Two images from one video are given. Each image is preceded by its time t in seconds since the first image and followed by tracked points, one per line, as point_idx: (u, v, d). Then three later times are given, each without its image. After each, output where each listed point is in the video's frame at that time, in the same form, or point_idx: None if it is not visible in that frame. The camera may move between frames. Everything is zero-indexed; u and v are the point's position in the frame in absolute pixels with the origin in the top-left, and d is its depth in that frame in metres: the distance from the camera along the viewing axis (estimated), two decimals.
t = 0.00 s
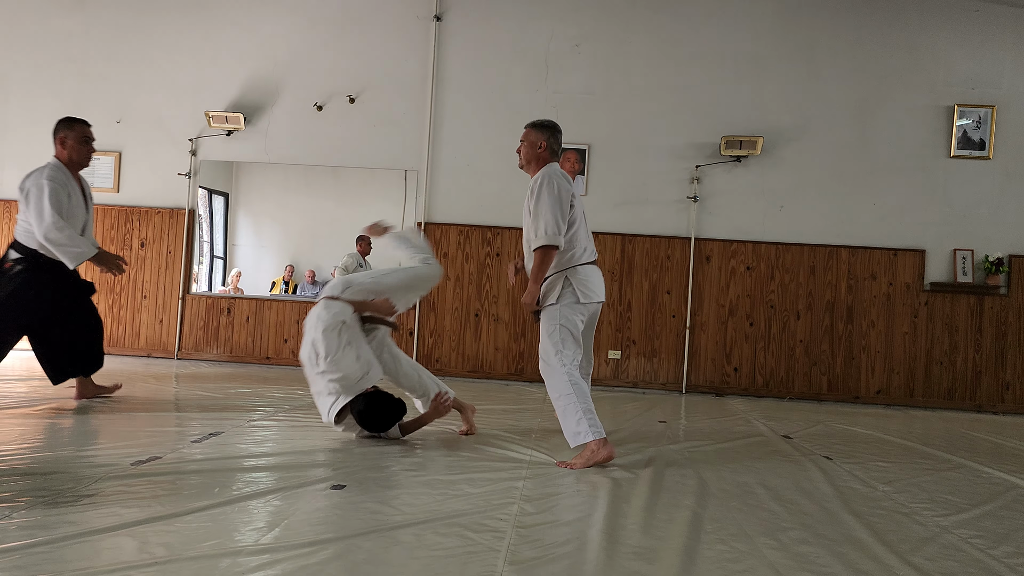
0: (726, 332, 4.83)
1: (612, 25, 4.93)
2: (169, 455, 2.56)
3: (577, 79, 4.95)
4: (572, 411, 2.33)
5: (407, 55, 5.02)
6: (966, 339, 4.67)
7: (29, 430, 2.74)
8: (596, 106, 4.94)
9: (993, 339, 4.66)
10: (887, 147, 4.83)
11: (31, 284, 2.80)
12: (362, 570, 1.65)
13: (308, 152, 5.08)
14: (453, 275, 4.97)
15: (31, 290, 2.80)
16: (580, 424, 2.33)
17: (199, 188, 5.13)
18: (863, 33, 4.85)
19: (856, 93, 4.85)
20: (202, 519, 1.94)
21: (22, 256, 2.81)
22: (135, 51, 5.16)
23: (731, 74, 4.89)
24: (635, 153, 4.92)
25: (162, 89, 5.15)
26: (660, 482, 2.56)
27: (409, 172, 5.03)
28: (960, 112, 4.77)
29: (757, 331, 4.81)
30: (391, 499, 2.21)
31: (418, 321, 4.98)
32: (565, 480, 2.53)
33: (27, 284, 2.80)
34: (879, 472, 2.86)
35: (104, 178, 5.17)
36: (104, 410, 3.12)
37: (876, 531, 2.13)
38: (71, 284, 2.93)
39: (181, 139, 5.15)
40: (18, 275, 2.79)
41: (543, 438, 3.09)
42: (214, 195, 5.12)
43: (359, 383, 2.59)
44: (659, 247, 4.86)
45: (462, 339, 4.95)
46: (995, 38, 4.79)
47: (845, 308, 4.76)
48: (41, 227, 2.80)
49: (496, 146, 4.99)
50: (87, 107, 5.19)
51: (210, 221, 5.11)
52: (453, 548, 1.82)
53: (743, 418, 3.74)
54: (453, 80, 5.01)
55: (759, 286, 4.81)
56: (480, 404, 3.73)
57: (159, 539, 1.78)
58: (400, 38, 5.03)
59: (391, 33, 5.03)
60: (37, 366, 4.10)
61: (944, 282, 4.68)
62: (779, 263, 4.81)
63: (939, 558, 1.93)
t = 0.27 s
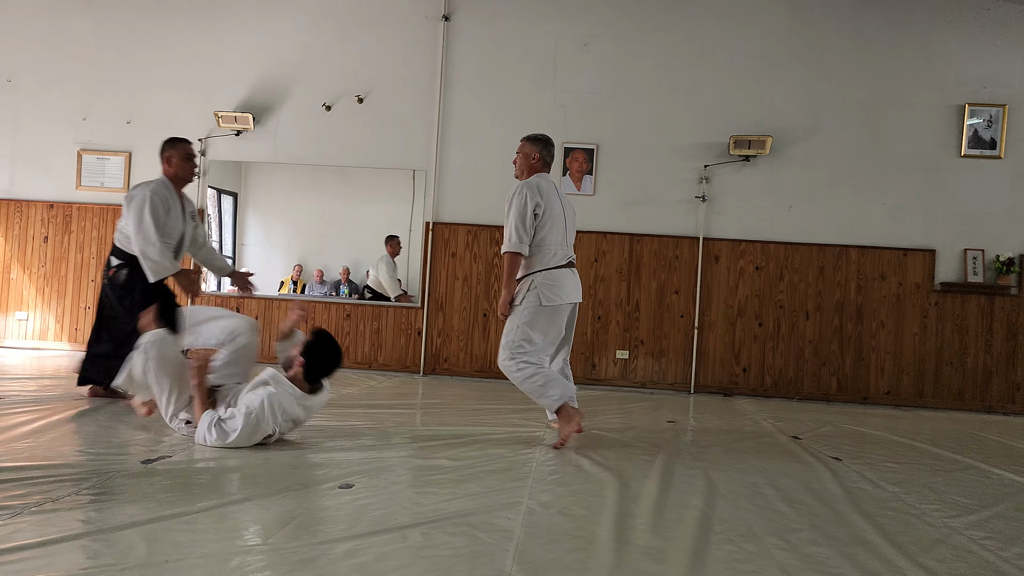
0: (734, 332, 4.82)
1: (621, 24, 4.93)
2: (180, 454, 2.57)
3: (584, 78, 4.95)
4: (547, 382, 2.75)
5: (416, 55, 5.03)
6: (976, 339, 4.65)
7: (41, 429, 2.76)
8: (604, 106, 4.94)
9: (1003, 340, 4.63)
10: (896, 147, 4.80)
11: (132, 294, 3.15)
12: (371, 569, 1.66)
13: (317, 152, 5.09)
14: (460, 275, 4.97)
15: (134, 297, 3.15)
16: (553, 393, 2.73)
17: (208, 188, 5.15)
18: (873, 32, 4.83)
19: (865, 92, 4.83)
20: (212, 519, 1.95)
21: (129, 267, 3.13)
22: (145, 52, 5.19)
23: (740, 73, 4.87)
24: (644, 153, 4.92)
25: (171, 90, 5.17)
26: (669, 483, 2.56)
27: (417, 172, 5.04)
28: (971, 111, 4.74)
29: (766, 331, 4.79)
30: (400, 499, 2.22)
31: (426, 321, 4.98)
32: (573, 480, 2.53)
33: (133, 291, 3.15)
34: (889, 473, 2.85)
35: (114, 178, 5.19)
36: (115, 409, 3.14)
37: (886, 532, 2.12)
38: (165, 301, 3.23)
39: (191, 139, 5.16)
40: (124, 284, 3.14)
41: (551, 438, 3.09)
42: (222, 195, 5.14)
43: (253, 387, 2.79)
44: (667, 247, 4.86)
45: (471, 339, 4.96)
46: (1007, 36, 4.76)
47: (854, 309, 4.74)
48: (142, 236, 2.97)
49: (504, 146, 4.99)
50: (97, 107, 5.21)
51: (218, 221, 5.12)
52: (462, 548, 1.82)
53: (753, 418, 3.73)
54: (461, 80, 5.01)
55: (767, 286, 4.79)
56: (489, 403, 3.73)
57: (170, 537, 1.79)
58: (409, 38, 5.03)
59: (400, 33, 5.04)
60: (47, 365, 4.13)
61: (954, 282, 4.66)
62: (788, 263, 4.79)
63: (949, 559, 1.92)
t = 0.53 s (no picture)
0: (738, 332, 4.81)
1: (624, 24, 4.92)
2: (183, 453, 2.56)
3: (588, 78, 4.94)
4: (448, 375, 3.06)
5: (420, 55, 5.03)
6: (981, 340, 4.64)
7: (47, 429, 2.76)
8: (608, 106, 4.93)
9: (1008, 340, 4.62)
10: (900, 146, 4.79)
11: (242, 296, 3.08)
12: (376, 569, 1.66)
13: (321, 152, 5.09)
14: (464, 275, 4.97)
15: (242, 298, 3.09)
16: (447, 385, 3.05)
17: (211, 187, 5.15)
18: (878, 31, 4.82)
19: (870, 91, 4.82)
20: (216, 518, 1.95)
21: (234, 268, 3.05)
22: (149, 52, 5.19)
23: (743, 73, 4.87)
24: (647, 153, 4.91)
25: (176, 90, 5.18)
26: (673, 483, 2.56)
27: (421, 172, 5.04)
28: (975, 110, 4.74)
29: (770, 331, 4.79)
30: (404, 498, 2.21)
31: (430, 320, 4.98)
32: (578, 480, 2.53)
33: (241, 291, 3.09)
34: (894, 472, 2.84)
35: (118, 178, 5.20)
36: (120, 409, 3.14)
37: (891, 533, 2.12)
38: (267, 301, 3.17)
39: (195, 139, 5.17)
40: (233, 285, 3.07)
41: (556, 438, 3.09)
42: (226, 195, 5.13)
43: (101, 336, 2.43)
44: (671, 246, 4.85)
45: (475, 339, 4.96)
46: (1012, 36, 4.75)
47: (859, 309, 4.73)
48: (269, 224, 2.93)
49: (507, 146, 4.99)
50: (102, 107, 5.22)
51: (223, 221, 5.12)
52: (466, 548, 1.82)
53: (757, 418, 3.73)
54: (464, 79, 5.01)
55: (772, 286, 4.79)
56: (493, 403, 3.74)
57: (174, 537, 1.79)
58: (413, 38, 5.03)
59: (403, 32, 5.04)
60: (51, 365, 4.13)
61: (959, 282, 4.65)
62: (792, 263, 4.78)
63: (954, 560, 1.92)
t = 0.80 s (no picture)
0: (738, 332, 4.81)
1: (624, 24, 4.93)
2: (182, 453, 2.56)
3: (588, 78, 4.94)
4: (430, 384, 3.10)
5: (420, 55, 5.02)
6: (981, 340, 4.64)
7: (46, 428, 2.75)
8: (608, 106, 4.93)
9: (1008, 340, 4.62)
10: (900, 147, 4.79)
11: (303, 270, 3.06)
12: (375, 569, 1.65)
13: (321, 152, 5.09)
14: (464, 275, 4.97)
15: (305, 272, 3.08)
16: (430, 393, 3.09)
17: (211, 187, 5.15)
18: (878, 31, 4.82)
19: (869, 92, 4.82)
20: (215, 518, 1.95)
21: (311, 241, 3.08)
22: (149, 52, 5.19)
23: (743, 73, 4.87)
24: (647, 153, 4.91)
25: (176, 90, 5.18)
26: (673, 483, 2.55)
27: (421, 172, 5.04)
28: (975, 111, 4.74)
29: (771, 332, 4.78)
30: (403, 498, 2.21)
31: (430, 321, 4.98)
32: (578, 480, 2.52)
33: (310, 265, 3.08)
34: (894, 473, 2.84)
35: (118, 178, 5.20)
36: (119, 408, 3.14)
37: (891, 534, 2.12)
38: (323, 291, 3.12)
39: (195, 139, 5.17)
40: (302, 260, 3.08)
41: (556, 438, 3.09)
42: (226, 194, 5.13)
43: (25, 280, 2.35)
44: (672, 247, 4.85)
45: (475, 339, 4.95)
46: (1012, 36, 4.75)
47: (859, 309, 4.73)
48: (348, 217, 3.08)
49: (507, 146, 4.99)
50: (102, 107, 5.22)
51: (223, 222, 5.12)
52: (465, 548, 1.82)
53: (757, 418, 3.73)
54: (464, 80, 5.01)
55: (772, 287, 4.78)
56: (493, 403, 3.73)
57: (173, 537, 1.79)
58: (413, 38, 5.03)
59: (404, 32, 5.04)
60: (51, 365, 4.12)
61: (959, 282, 4.65)
62: (792, 263, 4.78)
63: (955, 561, 1.91)
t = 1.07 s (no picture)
0: (738, 334, 4.81)
1: (624, 26, 4.93)
2: (181, 456, 2.57)
3: (588, 80, 4.94)
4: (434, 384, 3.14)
5: (420, 56, 5.03)
6: (981, 342, 4.64)
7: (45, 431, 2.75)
8: (608, 107, 4.93)
9: (1008, 342, 4.62)
10: (900, 148, 4.79)
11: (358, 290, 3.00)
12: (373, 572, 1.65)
13: (321, 153, 5.10)
14: (464, 277, 4.97)
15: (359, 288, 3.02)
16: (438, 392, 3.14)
17: (212, 189, 5.15)
18: (878, 33, 4.82)
19: (870, 94, 4.82)
20: (214, 521, 1.95)
21: (363, 266, 3.02)
22: (149, 53, 5.19)
23: (743, 75, 4.87)
24: (647, 155, 4.91)
25: (176, 92, 5.18)
26: (672, 486, 2.55)
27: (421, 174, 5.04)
28: (975, 113, 4.74)
29: (771, 333, 4.78)
30: (402, 501, 2.21)
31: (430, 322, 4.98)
32: (577, 483, 2.52)
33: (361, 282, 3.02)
34: (894, 476, 2.84)
35: (118, 180, 5.20)
36: (119, 411, 3.14)
37: (890, 537, 2.12)
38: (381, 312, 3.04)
39: (195, 140, 5.17)
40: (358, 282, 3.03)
41: (555, 440, 3.09)
42: (226, 196, 5.20)
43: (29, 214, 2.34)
44: (672, 248, 4.85)
45: (475, 340, 4.95)
46: (1012, 38, 4.75)
47: (859, 311, 4.73)
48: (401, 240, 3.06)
49: (507, 148, 4.99)
50: (102, 109, 5.22)
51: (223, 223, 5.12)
52: (464, 551, 1.82)
53: (756, 421, 3.73)
54: (464, 81, 5.01)
55: (772, 288, 4.78)
56: (493, 405, 3.73)
57: (171, 540, 1.79)
58: (413, 40, 5.03)
59: (404, 34, 5.04)
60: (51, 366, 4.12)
61: (959, 284, 4.65)
62: (792, 265, 4.78)
63: (953, 564, 1.92)
